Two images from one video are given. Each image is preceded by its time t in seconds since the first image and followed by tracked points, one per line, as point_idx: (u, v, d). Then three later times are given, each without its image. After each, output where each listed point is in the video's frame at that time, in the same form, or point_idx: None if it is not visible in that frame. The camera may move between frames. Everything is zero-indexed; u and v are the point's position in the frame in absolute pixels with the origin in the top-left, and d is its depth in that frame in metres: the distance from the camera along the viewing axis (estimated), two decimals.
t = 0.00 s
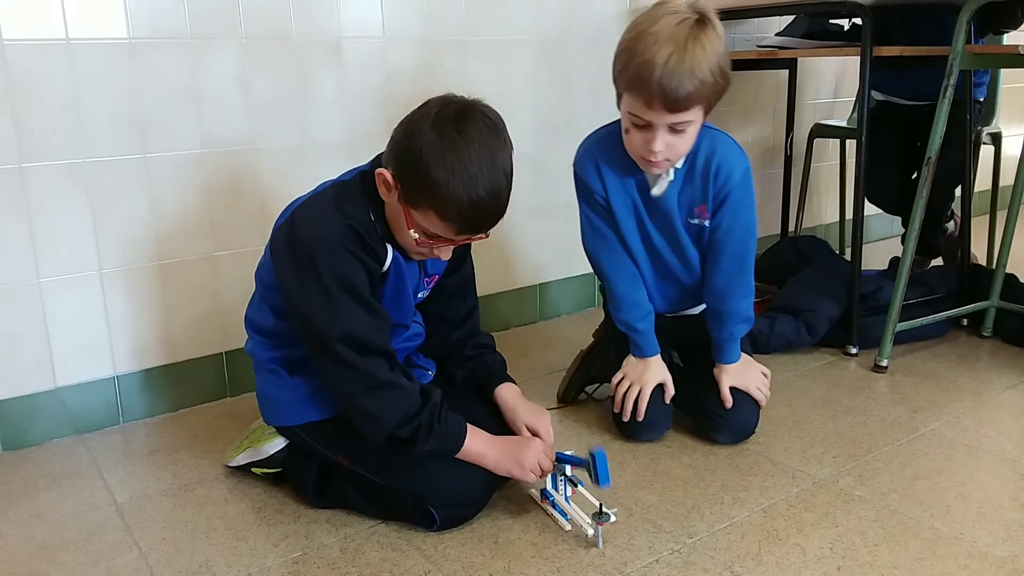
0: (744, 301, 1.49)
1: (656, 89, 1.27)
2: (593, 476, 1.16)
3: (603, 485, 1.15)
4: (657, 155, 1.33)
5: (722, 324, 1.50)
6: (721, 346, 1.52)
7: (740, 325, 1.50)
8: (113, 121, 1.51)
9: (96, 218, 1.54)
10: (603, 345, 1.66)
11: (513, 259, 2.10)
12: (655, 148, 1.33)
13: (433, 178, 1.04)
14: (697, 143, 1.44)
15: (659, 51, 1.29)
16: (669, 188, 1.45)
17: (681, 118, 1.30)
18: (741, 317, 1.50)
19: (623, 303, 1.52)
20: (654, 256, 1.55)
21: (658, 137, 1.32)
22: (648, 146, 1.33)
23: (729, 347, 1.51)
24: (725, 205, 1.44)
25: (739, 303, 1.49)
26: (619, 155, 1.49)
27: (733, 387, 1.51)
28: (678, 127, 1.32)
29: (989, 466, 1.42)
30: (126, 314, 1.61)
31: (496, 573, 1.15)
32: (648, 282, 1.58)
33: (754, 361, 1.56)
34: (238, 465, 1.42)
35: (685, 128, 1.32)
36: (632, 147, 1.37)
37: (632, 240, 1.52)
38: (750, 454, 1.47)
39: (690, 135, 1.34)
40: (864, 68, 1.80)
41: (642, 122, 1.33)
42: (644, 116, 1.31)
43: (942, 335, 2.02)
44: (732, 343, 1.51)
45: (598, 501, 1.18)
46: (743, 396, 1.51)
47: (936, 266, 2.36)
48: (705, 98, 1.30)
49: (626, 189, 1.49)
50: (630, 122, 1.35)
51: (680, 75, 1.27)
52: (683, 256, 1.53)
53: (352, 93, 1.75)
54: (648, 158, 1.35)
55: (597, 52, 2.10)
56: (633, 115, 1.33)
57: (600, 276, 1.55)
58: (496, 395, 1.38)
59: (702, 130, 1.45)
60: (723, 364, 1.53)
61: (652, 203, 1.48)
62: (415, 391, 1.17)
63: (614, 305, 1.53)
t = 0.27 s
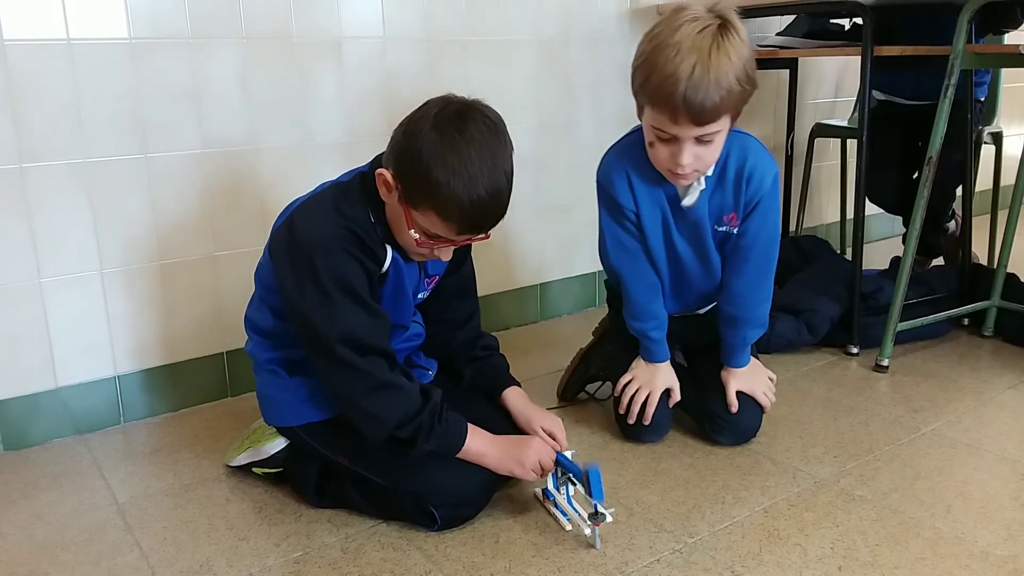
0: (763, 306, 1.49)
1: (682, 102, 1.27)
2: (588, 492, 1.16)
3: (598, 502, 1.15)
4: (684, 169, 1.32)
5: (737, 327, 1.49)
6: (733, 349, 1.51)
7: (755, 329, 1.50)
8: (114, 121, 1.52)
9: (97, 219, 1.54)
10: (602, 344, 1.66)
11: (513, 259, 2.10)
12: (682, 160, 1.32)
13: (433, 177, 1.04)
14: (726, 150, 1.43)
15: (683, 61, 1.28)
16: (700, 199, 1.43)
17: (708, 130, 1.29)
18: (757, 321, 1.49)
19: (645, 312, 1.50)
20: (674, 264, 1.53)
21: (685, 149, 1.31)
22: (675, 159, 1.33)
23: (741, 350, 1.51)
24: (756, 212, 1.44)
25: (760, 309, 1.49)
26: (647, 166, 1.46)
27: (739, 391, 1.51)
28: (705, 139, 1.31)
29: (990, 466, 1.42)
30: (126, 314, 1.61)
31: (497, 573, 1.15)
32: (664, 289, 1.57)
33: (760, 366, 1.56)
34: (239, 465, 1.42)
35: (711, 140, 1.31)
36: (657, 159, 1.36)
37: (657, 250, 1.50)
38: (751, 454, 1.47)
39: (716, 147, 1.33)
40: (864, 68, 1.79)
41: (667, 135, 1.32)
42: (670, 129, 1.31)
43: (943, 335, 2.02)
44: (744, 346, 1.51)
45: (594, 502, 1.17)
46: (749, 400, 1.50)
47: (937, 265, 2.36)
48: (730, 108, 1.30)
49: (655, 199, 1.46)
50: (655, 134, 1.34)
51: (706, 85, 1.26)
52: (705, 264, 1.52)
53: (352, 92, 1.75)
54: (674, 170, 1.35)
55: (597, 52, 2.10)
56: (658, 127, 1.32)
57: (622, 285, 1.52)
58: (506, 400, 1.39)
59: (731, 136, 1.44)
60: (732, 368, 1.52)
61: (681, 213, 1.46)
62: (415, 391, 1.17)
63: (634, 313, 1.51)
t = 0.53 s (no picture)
0: (767, 309, 1.49)
1: (702, 107, 1.27)
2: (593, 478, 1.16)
3: (604, 487, 1.15)
4: (700, 174, 1.33)
5: (739, 328, 1.49)
6: (733, 349, 1.51)
7: (757, 331, 1.50)
8: (114, 121, 1.52)
9: (97, 219, 1.54)
10: (603, 344, 1.66)
11: (514, 259, 2.10)
12: (698, 165, 1.32)
13: (438, 177, 1.04)
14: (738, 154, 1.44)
15: (703, 66, 1.28)
16: (710, 202, 1.43)
17: (725, 135, 1.30)
18: (760, 323, 1.49)
19: (649, 314, 1.50)
20: (680, 267, 1.53)
21: (701, 154, 1.31)
22: (691, 163, 1.33)
23: (741, 351, 1.51)
24: (765, 215, 1.45)
25: (765, 311, 1.49)
26: (658, 170, 1.46)
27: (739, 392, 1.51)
28: (722, 144, 1.31)
29: (991, 466, 1.42)
30: (127, 314, 1.61)
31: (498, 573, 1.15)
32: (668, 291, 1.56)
33: (760, 367, 1.56)
34: (239, 465, 1.42)
35: (728, 145, 1.32)
36: (672, 163, 1.37)
37: (665, 253, 1.49)
38: (751, 454, 1.47)
39: (732, 153, 1.34)
40: (864, 68, 1.79)
41: (684, 139, 1.32)
42: (687, 133, 1.31)
43: (944, 335, 2.02)
44: (745, 347, 1.51)
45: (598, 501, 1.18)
46: (749, 400, 1.50)
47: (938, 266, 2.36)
48: (748, 114, 1.30)
49: (664, 201, 1.46)
50: (671, 139, 1.35)
51: (725, 91, 1.27)
52: (710, 266, 1.52)
53: (352, 92, 1.75)
54: (689, 174, 1.35)
55: (597, 52, 2.10)
56: (674, 131, 1.33)
57: (627, 287, 1.52)
58: (507, 401, 1.39)
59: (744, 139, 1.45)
60: (732, 368, 1.52)
61: (690, 216, 1.46)
62: (416, 392, 1.17)
63: (638, 314, 1.51)
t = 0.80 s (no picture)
0: (768, 309, 1.49)
1: (708, 104, 1.27)
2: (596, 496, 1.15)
3: (607, 506, 1.15)
4: (706, 172, 1.33)
5: (740, 328, 1.49)
6: (733, 349, 1.52)
7: (759, 332, 1.50)
8: (114, 121, 1.52)
9: (97, 219, 1.54)
10: (602, 344, 1.66)
11: (514, 259, 2.10)
12: (703, 162, 1.32)
13: (441, 177, 1.04)
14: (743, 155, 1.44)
15: (709, 63, 1.28)
16: (715, 203, 1.44)
17: (731, 133, 1.30)
18: (761, 324, 1.49)
19: (650, 313, 1.50)
20: (683, 267, 1.53)
21: (707, 151, 1.31)
22: (696, 161, 1.33)
23: (741, 351, 1.51)
24: (769, 216, 1.45)
25: (767, 311, 1.49)
26: (663, 171, 1.46)
27: (739, 392, 1.51)
28: (727, 141, 1.31)
29: (990, 466, 1.42)
30: (126, 313, 1.61)
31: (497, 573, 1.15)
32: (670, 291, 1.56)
33: (760, 367, 1.56)
34: (239, 464, 1.42)
35: (733, 143, 1.32)
36: (677, 161, 1.36)
37: (668, 254, 1.49)
38: (751, 454, 1.47)
39: (737, 151, 1.34)
40: (864, 68, 1.79)
41: (690, 137, 1.32)
42: (693, 130, 1.31)
43: (943, 335, 2.02)
44: (745, 347, 1.51)
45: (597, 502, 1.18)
46: (749, 400, 1.50)
47: (938, 265, 2.36)
48: (755, 111, 1.30)
49: (669, 201, 1.45)
50: (676, 136, 1.34)
51: (732, 87, 1.27)
52: (712, 267, 1.51)
53: (352, 92, 1.75)
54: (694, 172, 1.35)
55: (597, 52, 2.10)
56: (680, 128, 1.33)
57: (629, 287, 1.52)
58: (499, 393, 1.38)
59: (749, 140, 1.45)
60: (732, 368, 1.52)
61: (695, 217, 1.46)
62: (416, 392, 1.17)
63: (638, 314, 1.51)
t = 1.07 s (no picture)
0: (772, 311, 1.50)
1: (722, 75, 1.30)
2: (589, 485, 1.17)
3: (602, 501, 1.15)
4: (722, 148, 1.34)
5: (744, 330, 1.49)
6: (736, 351, 1.52)
7: (762, 334, 1.50)
8: (114, 121, 1.52)
9: (97, 219, 1.54)
10: (602, 346, 1.66)
11: (514, 259, 2.10)
12: (718, 140, 1.34)
13: (443, 178, 1.04)
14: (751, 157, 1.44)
15: (719, 41, 1.32)
16: (723, 206, 1.43)
17: (744, 108, 1.33)
18: (766, 326, 1.50)
19: (652, 316, 1.50)
20: (687, 270, 1.53)
21: (721, 128, 1.34)
22: (710, 139, 1.35)
23: (744, 352, 1.51)
24: (777, 220, 1.46)
25: (771, 314, 1.49)
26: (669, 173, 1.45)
27: (739, 393, 1.51)
28: (740, 118, 1.34)
29: (990, 466, 1.42)
30: (126, 314, 1.61)
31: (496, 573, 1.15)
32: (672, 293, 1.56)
33: (760, 367, 1.56)
34: (239, 464, 1.42)
35: (747, 117, 1.34)
36: (689, 143, 1.38)
37: (672, 257, 1.49)
38: (751, 455, 1.47)
39: (752, 127, 1.36)
40: (864, 69, 1.79)
41: (704, 112, 1.35)
42: (707, 107, 1.34)
43: (943, 336, 2.02)
44: (748, 349, 1.51)
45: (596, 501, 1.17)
46: (749, 401, 1.50)
47: (938, 266, 2.36)
48: (766, 88, 1.34)
49: (675, 204, 1.45)
50: (688, 118, 1.37)
51: (744, 63, 1.31)
52: (716, 269, 1.51)
53: (352, 92, 1.75)
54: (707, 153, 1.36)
55: (597, 53, 2.10)
56: (693, 108, 1.35)
57: (632, 289, 1.51)
58: (503, 395, 1.39)
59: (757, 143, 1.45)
60: (732, 369, 1.53)
61: (701, 219, 1.46)
62: (416, 393, 1.17)
63: (642, 317, 1.51)
